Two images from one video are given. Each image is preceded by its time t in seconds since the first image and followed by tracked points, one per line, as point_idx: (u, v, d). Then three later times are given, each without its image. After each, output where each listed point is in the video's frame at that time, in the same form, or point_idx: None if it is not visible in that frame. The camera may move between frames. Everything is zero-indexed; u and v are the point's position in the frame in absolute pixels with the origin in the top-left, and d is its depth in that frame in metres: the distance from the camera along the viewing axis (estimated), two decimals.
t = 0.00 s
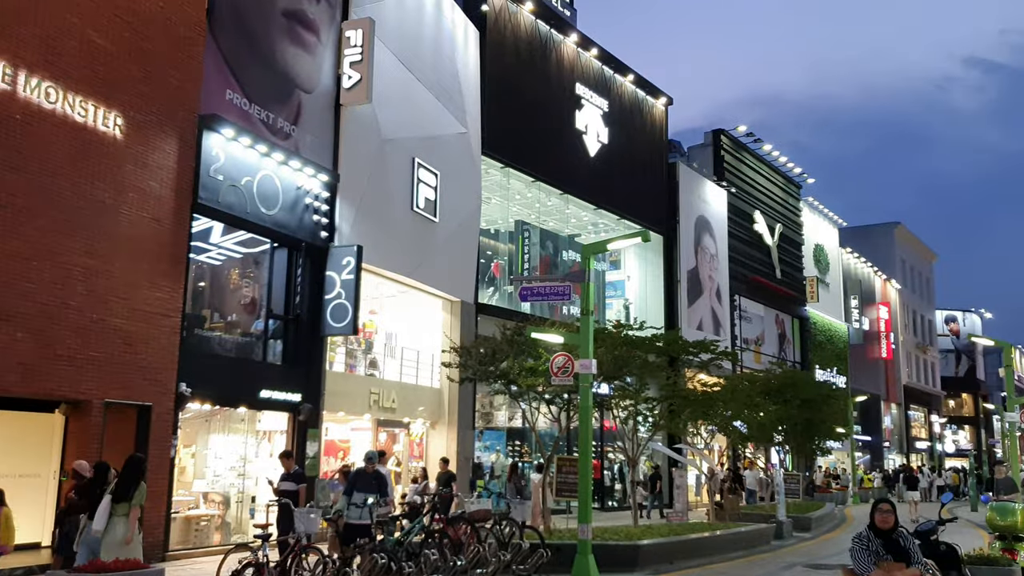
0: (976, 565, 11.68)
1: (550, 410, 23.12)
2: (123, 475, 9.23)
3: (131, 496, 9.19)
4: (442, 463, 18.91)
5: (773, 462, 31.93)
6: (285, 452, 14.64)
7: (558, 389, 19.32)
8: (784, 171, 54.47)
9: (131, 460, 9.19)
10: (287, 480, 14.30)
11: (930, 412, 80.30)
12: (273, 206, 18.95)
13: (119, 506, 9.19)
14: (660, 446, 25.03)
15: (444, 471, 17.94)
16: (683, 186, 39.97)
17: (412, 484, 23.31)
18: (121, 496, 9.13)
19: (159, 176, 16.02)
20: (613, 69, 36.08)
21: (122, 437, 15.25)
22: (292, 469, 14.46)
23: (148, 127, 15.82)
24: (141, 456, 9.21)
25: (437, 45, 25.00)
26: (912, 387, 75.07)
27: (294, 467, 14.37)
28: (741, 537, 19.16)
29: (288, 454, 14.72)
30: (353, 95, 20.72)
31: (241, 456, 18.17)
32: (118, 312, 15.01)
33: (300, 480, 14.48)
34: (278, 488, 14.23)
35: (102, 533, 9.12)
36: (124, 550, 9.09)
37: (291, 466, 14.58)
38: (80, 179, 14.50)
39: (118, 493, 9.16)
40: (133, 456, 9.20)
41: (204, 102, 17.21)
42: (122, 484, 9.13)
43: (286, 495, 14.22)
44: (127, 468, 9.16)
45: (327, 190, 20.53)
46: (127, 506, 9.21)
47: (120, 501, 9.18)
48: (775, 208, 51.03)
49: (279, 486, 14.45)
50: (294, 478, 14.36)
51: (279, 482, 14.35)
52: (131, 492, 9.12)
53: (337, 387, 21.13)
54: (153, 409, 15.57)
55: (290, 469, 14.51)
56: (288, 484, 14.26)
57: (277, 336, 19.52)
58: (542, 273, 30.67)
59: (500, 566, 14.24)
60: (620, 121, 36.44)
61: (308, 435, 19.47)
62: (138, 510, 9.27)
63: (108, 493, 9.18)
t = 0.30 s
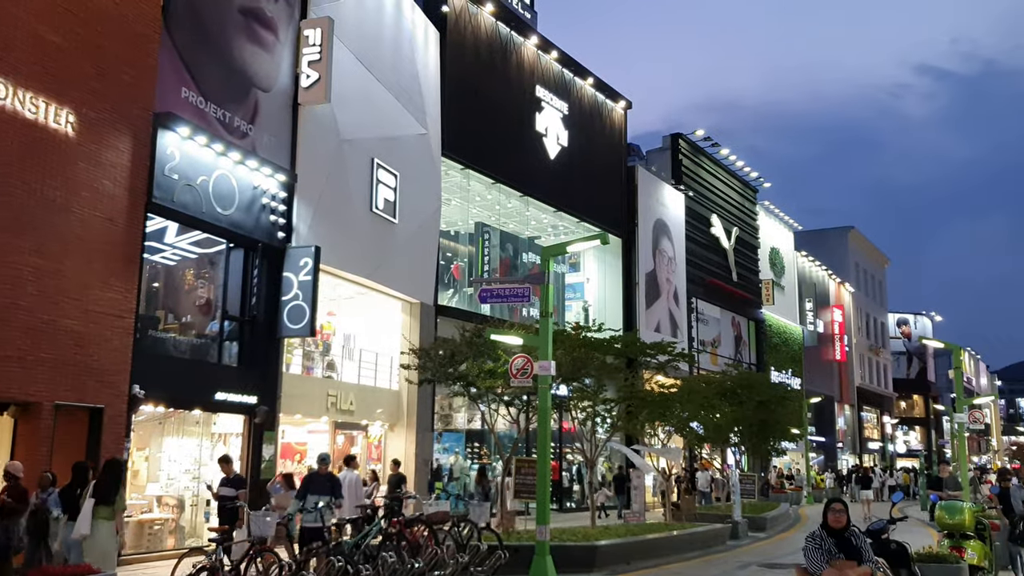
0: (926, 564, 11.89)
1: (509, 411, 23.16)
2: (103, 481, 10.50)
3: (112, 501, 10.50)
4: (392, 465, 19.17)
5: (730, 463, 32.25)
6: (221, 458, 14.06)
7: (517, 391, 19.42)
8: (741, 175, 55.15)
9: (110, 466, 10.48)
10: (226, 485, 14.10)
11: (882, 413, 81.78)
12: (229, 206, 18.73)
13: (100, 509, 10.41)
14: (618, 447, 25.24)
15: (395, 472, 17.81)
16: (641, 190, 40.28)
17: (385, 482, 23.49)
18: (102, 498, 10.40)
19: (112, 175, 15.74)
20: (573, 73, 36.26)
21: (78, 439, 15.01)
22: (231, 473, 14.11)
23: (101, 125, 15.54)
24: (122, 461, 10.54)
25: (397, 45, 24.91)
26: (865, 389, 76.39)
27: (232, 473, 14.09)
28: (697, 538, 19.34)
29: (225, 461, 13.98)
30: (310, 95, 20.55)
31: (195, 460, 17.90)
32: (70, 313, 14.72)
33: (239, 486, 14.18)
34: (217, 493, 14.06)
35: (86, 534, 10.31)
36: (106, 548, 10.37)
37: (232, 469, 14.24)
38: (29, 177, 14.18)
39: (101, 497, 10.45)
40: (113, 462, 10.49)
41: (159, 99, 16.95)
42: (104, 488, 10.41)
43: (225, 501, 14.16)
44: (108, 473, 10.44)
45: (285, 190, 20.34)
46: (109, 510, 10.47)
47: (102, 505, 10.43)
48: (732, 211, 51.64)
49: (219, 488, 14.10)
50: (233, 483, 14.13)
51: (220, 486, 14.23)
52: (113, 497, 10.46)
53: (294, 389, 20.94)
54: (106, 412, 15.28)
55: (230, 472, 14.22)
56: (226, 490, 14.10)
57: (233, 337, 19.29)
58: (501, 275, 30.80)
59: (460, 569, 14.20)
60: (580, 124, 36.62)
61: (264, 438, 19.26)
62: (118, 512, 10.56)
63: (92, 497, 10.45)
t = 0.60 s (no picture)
0: (907, 564, 11.97)
1: (495, 412, 23.14)
2: (104, 482, 10.54)
3: (116, 502, 10.56)
4: (369, 466, 18.70)
5: (714, 463, 32.34)
6: (189, 455, 13.18)
7: (503, 391, 19.44)
8: (726, 177, 55.33)
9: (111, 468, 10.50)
10: (193, 484, 13.24)
11: (866, 414, 82.24)
12: (214, 205, 18.66)
13: (102, 510, 10.46)
14: (604, 447, 25.27)
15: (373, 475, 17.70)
16: (628, 191, 40.34)
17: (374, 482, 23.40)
18: (103, 500, 10.45)
19: (95, 173, 15.65)
20: (560, 73, 36.31)
21: (61, 440, 14.92)
22: (200, 472, 13.32)
23: (84, 122, 15.44)
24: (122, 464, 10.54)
25: (383, 45, 24.87)
26: (848, 390, 76.81)
27: (201, 470, 13.21)
28: (681, 538, 19.38)
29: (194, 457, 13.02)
30: (296, 93, 20.49)
31: (179, 460, 17.81)
32: (53, 311, 14.63)
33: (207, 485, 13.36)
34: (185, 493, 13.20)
35: (87, 535, 10.39)
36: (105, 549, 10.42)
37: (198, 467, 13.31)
38: (12, 174, 14.08)
39: (101, 499, 10.47)
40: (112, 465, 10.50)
41: (143, 97, 16.86)
42: (105, 490, 10.45)
43: (194, 502, 13.22)
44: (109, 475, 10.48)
45: (270, 189, 20.27)
46: (110, 511, 10.51)
47: (104, 506, 10.48)
48: (717, 213, 51.84)
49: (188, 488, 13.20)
50: (202, 481, 13.25)
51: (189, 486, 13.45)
52: (114, 499, 10.50)
53: (279, 389, 20.89)
54: (88, 411, 15.19)
55: (198, 471, 13.37)
56: (194, 489, 13.18)
57: (217, 337, 19.21)
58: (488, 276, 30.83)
59: (444, 570, 14.14)
60: (566, 125, 36.66)
61: (248, 438, 19.18)
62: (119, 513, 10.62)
63: (91, 499, 10.48)
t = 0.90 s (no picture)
0: (889, 566, 12.21)
1: (480, 414, 23.11)
2: (103, 482, 10.85)
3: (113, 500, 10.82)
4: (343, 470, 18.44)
5: (699, 466, 32.43)
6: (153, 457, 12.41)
7: (488, 393, 19.43)
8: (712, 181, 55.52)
9: (109, 468, 10.82)
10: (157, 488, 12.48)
11: (850, 418, 82.66)
12: (199, 205, 18.57)
13: (99, 507, 10.73)
14: (590, 448, 25.27)
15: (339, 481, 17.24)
16: (614, 194, 40.43)
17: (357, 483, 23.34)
18: (101, 498, 10.72)
19: (79, 171, 15.55)
20: (548, 76, 36.35)
21: (42, 441, 14.91)
22: (165, 473, 12.61)
23: (69, 121, 15.34)
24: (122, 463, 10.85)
25: (370, 46, 24.84)
26: (833, 393, 77.20)
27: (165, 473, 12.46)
28: (666, 541, 19.41)
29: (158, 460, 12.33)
30: (282, 94, 20.43)
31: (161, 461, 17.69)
32: (35, 311, 14.52)
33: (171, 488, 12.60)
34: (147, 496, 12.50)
35: (85, 533, 10.65)
36: (105, 546, 10.67)
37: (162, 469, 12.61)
38: None
39: (101, 497, 10.75)
40: (111, 465, 10.80)
41: (128, 96, 16.77)
42: (104, 488, 10.77)
43: (157, 505, 12.47)
44: (109, 474, 10.79)
45: (255, 189, 20.19)
46: (108, 508, 10.79)
47: (102, 504, 10.75)
48: (703, 216, 52.03)
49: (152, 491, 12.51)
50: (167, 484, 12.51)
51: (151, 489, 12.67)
52: (113, 497, 10.78)
53: (262, 391, 20.80)
54: (70, 412, 15.06)
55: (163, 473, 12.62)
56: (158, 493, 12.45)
57: (201, 338, 19.11)
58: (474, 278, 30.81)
59: (427, 572, 14.08)
60: (553, 127, 36.69)
61: (231, 440, 19.08)
62: (117, 512, 10.90)
63: (90, 498, 10.76)
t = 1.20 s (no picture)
0: (874, 566, 12.25)
1: (468, 413, 23.09)
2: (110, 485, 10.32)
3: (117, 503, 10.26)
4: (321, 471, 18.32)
5: (686, 466, 32.53)
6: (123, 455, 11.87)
7: (477, 393, 19.42)
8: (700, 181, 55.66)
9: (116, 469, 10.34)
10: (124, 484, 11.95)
11: (837, 418, 83.05)
12: (186, 204, 18.50)
13: (105, 511, 10.23)
14: (578, 448, 25.27)
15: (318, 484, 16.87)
16: (603, 194, 40.48)
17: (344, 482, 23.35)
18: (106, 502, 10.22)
19: (65, 170, 15.46)
20: (536, 76, 36.37)
21: (29, 439, 14.92)
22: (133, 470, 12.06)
23: (55, 119, 15.25)
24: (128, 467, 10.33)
25: (359, 45, 24.78)
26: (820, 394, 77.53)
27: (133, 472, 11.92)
28: (653, 541, 19.46)
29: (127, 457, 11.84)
30: (270, 93, 20.36)
31: (148, 461, 17.61)
32: (21, 310, 14.44)
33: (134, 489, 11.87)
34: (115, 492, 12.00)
35: (88, 534, 10.17)
36: (106, 550, 10.09)
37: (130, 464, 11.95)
38: None
39: (105, 500, 10.24)
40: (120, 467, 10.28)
41: (115, 94, 16.68)
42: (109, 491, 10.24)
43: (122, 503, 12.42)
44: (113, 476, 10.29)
45: (243, 188, 20.13)
46: (111, 511, 10.22)
47: (106, 508, 10.24)
48: (691, 217, 52.16)
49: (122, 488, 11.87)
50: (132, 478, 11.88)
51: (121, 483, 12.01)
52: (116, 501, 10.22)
53: (249, 390, 20.74)
54: (56, 411, 14.99)
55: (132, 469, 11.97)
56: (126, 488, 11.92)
57: (188, 337, 19.03)
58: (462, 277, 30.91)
59: (415, 572, 14.04)
60: (542, 127, 36.69)
61: (218, 440, 19.01)
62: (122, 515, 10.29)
63: (95, 500, 10.30)
